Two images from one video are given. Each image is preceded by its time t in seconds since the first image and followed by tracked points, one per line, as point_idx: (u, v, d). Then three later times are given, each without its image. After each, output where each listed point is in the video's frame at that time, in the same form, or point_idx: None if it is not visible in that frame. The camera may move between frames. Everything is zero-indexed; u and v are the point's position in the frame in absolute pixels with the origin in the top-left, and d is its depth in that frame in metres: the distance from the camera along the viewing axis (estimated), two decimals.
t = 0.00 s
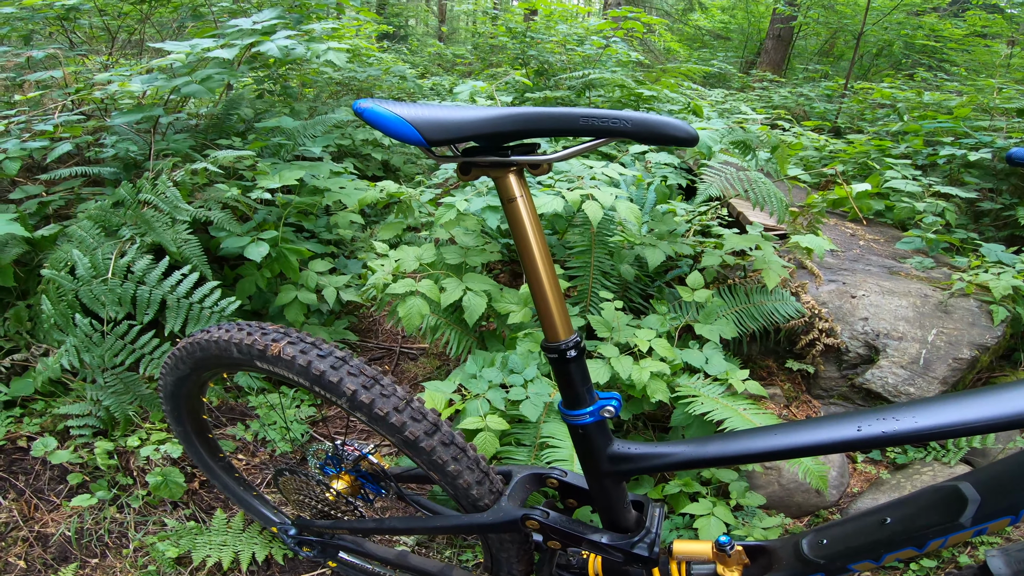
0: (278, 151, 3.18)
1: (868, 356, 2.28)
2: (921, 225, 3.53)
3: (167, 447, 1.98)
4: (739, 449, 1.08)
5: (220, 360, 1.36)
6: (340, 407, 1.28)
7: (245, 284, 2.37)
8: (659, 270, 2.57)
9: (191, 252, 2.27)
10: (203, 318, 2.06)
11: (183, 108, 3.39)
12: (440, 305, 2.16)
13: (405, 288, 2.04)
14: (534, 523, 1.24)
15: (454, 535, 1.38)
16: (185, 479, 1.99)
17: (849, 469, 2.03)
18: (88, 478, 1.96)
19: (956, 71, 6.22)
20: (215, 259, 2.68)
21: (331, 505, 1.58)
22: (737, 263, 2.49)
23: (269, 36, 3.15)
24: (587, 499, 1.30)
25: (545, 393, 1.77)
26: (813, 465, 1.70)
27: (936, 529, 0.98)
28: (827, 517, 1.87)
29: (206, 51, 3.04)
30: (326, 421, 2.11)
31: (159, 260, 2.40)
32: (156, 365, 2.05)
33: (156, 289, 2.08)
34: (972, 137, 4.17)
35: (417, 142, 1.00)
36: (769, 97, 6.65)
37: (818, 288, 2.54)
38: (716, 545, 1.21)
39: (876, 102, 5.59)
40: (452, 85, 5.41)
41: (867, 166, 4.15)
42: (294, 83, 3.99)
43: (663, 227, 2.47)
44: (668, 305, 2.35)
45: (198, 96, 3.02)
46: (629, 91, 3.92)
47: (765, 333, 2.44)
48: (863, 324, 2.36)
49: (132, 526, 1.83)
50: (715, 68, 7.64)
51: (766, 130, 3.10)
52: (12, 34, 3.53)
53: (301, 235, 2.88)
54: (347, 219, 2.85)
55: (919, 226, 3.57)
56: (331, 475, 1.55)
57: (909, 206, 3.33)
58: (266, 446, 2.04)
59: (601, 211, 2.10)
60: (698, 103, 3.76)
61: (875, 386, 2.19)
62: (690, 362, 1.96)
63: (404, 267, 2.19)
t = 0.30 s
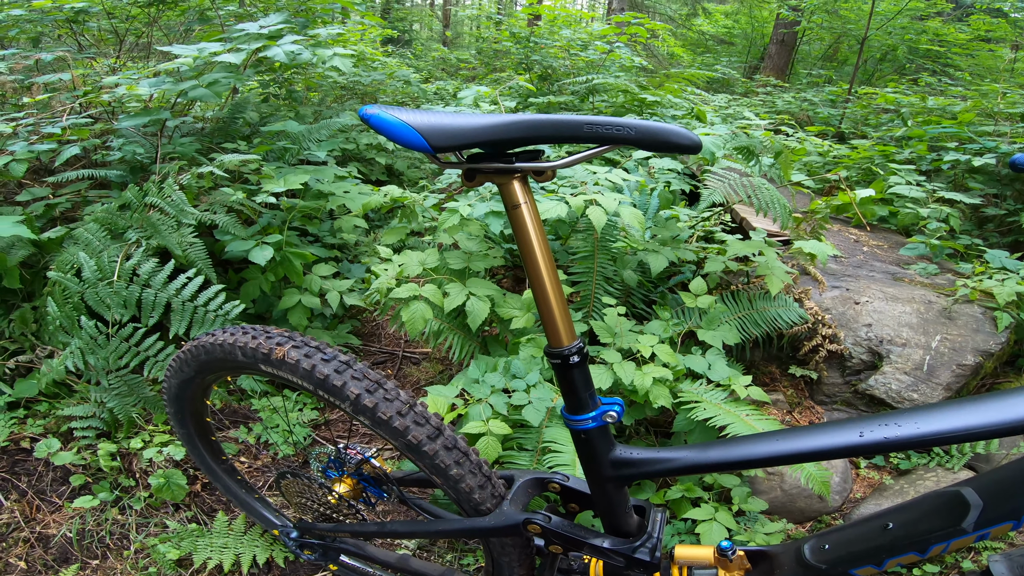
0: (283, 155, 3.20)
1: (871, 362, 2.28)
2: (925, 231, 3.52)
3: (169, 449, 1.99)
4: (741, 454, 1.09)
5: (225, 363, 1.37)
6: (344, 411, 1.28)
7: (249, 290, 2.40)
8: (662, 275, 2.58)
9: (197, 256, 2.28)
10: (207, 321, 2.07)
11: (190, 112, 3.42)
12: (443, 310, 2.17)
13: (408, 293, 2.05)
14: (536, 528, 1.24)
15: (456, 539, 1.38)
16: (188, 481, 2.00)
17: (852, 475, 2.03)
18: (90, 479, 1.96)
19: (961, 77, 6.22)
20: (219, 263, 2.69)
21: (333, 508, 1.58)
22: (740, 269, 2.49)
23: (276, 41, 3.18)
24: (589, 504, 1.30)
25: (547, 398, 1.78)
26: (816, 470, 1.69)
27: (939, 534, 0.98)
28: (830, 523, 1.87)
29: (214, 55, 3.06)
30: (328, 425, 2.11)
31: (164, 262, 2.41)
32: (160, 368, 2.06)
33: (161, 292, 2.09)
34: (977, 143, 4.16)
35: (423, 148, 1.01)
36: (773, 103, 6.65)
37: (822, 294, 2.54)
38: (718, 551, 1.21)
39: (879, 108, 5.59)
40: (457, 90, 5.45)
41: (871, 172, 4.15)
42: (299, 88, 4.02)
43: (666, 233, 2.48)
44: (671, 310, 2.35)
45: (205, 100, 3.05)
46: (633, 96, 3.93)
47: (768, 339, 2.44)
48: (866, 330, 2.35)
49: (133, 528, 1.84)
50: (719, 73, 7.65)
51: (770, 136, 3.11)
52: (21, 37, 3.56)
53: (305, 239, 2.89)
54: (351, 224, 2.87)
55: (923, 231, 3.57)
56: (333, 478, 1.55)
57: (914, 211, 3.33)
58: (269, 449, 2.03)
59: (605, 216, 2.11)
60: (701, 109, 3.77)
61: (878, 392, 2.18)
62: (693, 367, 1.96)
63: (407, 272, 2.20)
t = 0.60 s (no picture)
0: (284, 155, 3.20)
1: (873, 362, 2.28)
2: (927, 232, 3.52)
3: (168, 447, 1.99)
4: (742, 449, 1.08)
5: (223, 358, 1.37)
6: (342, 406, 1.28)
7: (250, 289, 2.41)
8: (662, 275, 2.57)
9: (197, 255, 2.28)
10: (207, 319, 2.07)
11: (192, 112, 3.43)
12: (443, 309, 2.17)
13: (408, 291, 2.05)
14: (535, 525, 1.24)
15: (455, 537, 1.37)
16: (186, 480, 1.99)
17: (854, 475, 2.02)
18: (88, 477, 1.96)
19: (962, 78, 6.22)
20: (219, 262, 2.69)
21: (331, 507, 1.57)
22: (740, 269, 2.48)
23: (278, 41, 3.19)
24: (588, 501, 1.29)
25: (546, 397, 1.78)
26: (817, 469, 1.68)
27: (942, 531, 0.97)
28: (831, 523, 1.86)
29: (216, 55, 3.07)
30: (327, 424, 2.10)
31: (164, 261, 2.41)
32: (159, 366, 2.06)
33: (161, 290, 2.09)
34: (978, 144, 4.16)
35: (421, 139, 1.00)
36: (774, 105, 6.66)
37: (823, 294, 2.53)
38: (718, 549, 1.20)
39: (881, 109, 5.59)
40: (458, 92, 5.46)
41: (872, 173, 4.14)
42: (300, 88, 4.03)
43: (667, 232, 2.47)
44: (671, 310, 2.34)
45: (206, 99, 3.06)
46: (634, 97, 3.94)
47: (770, 339, 2.43)
48: (868, 330, 2.35)
49: (130, 526, 1.83)
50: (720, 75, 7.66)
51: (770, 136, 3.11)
52: (25, 37, 3.58)
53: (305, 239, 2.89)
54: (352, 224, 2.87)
55: (925, 232, 3.56)
56: (332, 476, 1.54)
57: (915, 212, 3.33)
58: (268, 448, 2.02)
59: (605, 215, 2.11)
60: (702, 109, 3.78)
61: (879, 392, 2.17)
62: (693, 366, 1.95)
63: (407, 270, 2.20)
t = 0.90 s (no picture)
0: (287, 157, 3.21)
1: (874, 364, 2.28)
2: (928, 234, 3.52)
3: (171, 449, 1.99)
4: (744, 452, 1.08)
5: (227, 361, 1.37)
6: (345, 409, 1.28)
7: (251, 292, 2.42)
8: (664, 278, 2.58)
9: (200, 257, 2.29)
10: (209, 322, 2.07)
11: (194, 114, 3.44)
12: (445, 311, 2.17)
13: (410, 294, 2.06)
14: (537, 527, 1.24)
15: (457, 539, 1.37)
16: (189, 482, 2.00)
17: (855, 477, 2.03)
18: (91, 479, 1.96)
19: (963, 80, 6.23)
20: (221, 264, 2.70)
21: (333, 508, 1.58)
22: (742, 271, 2.49)
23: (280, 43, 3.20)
24: (590, 504, 1.29)
25: (548, 399, 1.78)
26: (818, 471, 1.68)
27: (943, 534, 0.97)
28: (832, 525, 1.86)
29: (218, 57, 3.07)
30: (330, 426, 2.11)
31: (167, 263, 2.42)
32: (162, 368, 2.06)
33: (164, 292, 2.09)
34: (979, 146, 4.16)
35: (425, 145, 1.01)
36: (775, 107, 6.67)
37: (824, 297, 2.54)
38: (719, 550, 1.20)
39: (882, 111, 5.60)
40: (459, 95, 5.48)
41: (873, 175, 4.15)
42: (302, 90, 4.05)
43: (668, 235, 2.48)
44: (672, 312, 2.35)
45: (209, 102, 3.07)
46: (635, 100, 3.95)
47: (771, 342, 2.44)
48: (869, 333, 2.35)
49: (133, 527, 1.84)
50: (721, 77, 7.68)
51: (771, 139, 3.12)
52: (28, 39, 3.60)
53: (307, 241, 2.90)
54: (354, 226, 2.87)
55: (926, 235, 3.57)
56: (334, 478, 1.55)
57: (916, 214, 3.33)
58: (270, 450, 2.03)
59: (607, 217, 2.12)
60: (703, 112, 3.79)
61: (880, 394, 2.17)
62: (694, 369, 1.95)
63: (409, 273, 2.21)
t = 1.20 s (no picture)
0: (288, 158, 3.23)
1: (874, 365, 2.28)
2: (928, 235, 3.53)
3: (172, 449, 2.00)
4: (744, 452, 1.08)
5: (228, 361, 1.38)
6: (346, 409, 1.29)
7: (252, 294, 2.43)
8: (664, 279, 2.58)
9: (202, 258, 2.30)
10: (210, 323, 2.08)
11: (196, 115, 3.45)
12: (446, 312, 2.18)
13: (411, 295, 2.06)
14: (537, 527, 1.24)
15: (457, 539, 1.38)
16: (190, 482, 2.00)
17: (856, 478, 2.03)
18: (92, 479, 1.97)
19: (963, 81, 6.24)
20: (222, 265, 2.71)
21: (334, 508, 1.59)
22: (742, 273, 2.49)
23: (281, 45, 3.21)
24: (591, 504, 1.29)
25: (549, 400, 1.79)
26: (818, 472, 1.69)
27: (942, 533, 0.97)
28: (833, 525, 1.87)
29: (220, 58, 3.07)
30: (331, 427, 2.11)
31: (169, 264, 2.43)
32: (163, 369, 2.06)
33: (166, 293, 2.10)
34: (980, 147, 4.17)
35: (427, 146, 1.01)
36: (775, 108, 6.68)
37: (825, 298, 2.54)
38: (719, 550, 1.20)
39: (882, 112, 5.61)
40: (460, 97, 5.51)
41: (873, 176, 4.16)
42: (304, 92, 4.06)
43: (668, 236, 2.49)
44: (673, 313, 2.36)
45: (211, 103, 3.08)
46: (635, 101, 3.96)
47: (771, 343, 2.44)
48: (869, 334, 2.35)
49: (134, 528, 1.84)
50: (721, 78, 7.70)
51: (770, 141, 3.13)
52: (31, 40, 3.62)
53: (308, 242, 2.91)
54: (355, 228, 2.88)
55: (926, 236, 3.58)
56: (335, 479, 1.55)
57: (916, 216, 3.34)
58: (271, 450, 2.04)
59: (607, 218, 2.12)
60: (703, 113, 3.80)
61: (881, 395, 2.17)
62: (695, 370, 1.96)
63: (410, 274, 2.21)
